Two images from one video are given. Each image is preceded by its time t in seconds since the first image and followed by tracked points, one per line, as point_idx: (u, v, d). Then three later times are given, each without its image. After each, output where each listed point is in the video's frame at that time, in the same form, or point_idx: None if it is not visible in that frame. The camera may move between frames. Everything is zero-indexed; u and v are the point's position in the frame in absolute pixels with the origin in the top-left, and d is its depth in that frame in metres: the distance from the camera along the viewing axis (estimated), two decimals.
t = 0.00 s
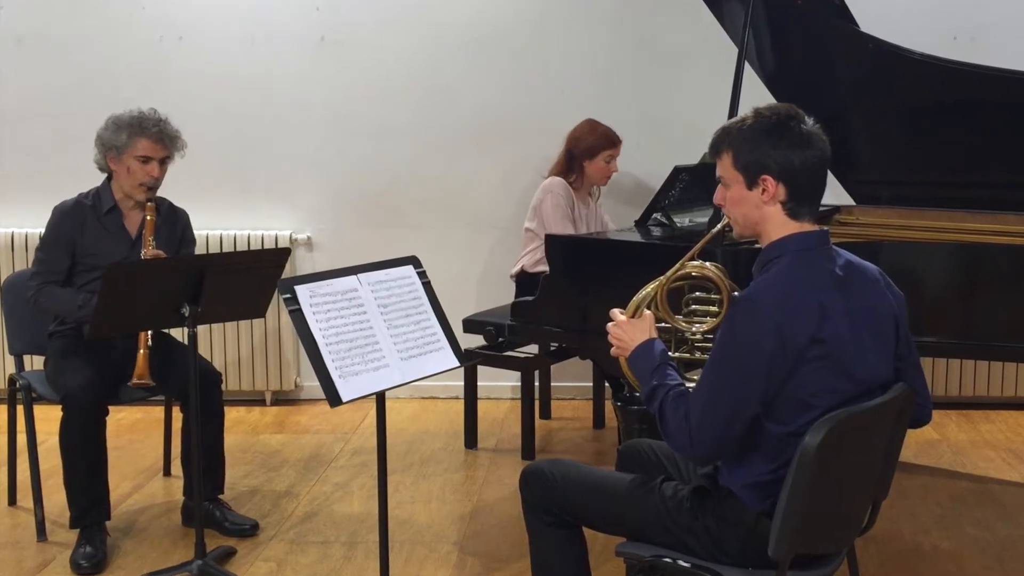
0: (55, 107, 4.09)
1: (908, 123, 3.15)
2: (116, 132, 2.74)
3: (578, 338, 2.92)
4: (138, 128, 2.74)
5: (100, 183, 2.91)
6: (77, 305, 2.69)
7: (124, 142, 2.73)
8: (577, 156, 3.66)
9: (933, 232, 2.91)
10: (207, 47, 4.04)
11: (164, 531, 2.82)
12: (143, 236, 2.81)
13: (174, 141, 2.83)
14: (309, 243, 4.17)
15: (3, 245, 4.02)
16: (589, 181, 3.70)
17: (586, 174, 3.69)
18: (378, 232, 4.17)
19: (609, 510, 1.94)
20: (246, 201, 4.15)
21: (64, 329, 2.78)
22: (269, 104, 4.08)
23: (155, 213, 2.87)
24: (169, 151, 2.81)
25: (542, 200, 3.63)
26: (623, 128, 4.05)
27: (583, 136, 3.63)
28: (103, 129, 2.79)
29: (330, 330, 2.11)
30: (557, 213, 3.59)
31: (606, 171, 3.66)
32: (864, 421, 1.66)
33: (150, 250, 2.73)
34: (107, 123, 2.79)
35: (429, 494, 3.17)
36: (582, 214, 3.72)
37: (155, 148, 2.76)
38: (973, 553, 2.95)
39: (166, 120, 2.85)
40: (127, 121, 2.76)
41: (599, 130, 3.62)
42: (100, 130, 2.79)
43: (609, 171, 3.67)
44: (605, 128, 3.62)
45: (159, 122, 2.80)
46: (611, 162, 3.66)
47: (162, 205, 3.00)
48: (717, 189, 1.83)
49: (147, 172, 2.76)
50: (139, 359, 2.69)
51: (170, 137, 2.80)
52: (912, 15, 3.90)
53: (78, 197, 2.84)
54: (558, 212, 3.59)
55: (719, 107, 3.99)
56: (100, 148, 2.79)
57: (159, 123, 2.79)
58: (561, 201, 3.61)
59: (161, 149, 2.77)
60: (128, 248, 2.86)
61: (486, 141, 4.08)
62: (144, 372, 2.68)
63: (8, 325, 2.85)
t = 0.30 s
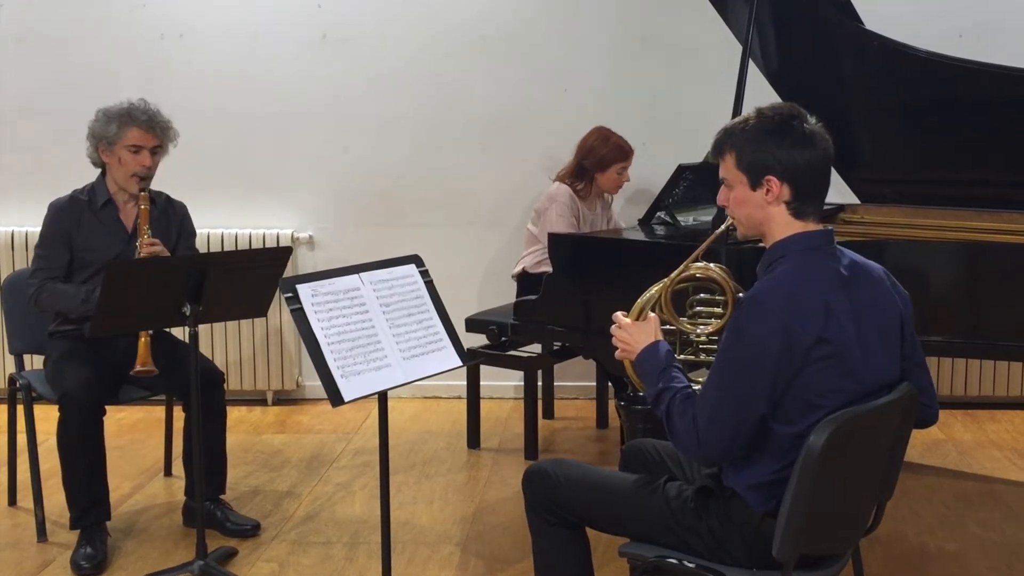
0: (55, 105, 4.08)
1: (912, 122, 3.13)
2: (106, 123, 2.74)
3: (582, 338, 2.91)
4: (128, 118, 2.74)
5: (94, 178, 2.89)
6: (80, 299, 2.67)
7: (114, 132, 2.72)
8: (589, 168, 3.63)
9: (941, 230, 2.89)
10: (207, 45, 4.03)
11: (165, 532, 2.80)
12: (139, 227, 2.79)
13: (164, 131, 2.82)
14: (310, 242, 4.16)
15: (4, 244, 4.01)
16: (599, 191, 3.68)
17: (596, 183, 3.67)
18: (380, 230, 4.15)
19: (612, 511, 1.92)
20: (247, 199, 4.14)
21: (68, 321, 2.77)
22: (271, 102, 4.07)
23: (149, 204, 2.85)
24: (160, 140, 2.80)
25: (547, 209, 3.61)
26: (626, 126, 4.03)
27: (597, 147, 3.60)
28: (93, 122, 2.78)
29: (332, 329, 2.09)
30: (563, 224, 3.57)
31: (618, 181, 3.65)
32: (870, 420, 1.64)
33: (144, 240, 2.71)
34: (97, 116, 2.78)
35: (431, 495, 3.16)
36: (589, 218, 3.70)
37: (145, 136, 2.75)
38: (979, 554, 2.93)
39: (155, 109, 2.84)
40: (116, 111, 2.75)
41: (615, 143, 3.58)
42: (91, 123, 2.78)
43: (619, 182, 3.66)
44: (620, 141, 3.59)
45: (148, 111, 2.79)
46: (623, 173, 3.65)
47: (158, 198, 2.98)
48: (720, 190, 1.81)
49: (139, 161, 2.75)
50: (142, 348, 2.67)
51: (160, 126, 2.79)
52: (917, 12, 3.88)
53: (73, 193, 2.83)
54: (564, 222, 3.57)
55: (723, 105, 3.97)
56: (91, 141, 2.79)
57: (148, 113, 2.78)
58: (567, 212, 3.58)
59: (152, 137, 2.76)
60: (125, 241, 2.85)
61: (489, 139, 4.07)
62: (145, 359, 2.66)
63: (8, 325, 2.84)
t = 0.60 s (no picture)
0: (56, 103, 4.06)
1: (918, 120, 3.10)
2: (114, 139, 2.69)
3: (585, 338, 2.89)
4: (137, 137, 2.69)
5: (98, 184, 2.86)
6: (75, 316, 2.66)
7: (122, 151, 2.69)
8: (590, 173, 3.61)
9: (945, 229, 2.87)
10: (209, 43, 4.02)
11: (166, 532, 2.79)
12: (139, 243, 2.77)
13: (174, 151, 2.77)
14: (312, 241, 4.14)
15: (3, 242, 4.00)
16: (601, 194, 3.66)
17: (597, 186, 3.64)
18: (382, 229, 4.14)
19: (616, 512, 1.91)
20: (249, 198, 4.12)
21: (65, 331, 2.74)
22: (273, 101, 4.05)
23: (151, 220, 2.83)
24: (168, 161, 2.76)
25: (546, 213, 3.62)
26: (630, 124, 4.01)
27: (597, 153, 3.57)
28: (101, 134, 2.73)
29: (334, 328, 2.08)
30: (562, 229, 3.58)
31: (619, 185, 3.62)
32: (874, 419, 1.62)
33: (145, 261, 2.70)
34: (105, 128, 2.73)
35: (434, 495, 3.14)
36: (592, 221, 3.68)
37: (152, 157, 2.71)
38: (985, 554, 2.92)
39: (167, 127, 2.79)
40: (125, 128, 2.70)
41: (615, 147, 3.56)
42: (99, 134, 2.74)
43: (621, 185, 3.63)
44: (621, 144, 3.56)
45: (158, 130, 2.74)
46: (623, 176, 3.62)
47: (160, 206, 2.96)
48: (721, 192, 1.79)
49: (144, 182, 2.72)
50: (130, 378, 2.62)
51: (169, 147, 2.74)
52: (923, 9, 3.86)
53: (74, 199, 2.81)
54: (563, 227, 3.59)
55: (727, 104, 3.95)
56: (97, 153, 2.75)
57: (159, 132, 2.73)
58: (566, 217, 3.59)
59: (159, 159, 2.72)
60: (125, 253, 2.83)
61: (492, 137, 4.05)
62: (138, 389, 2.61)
63: (8, 325, 2.83)
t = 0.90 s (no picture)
0: (57, 101, 4.05)
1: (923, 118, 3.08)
2: (115, 138, 2.68)
3: (588, 338, 2.87)
4: (138, 136, 2.68)
5: (99, 183, 2.85)
6: (76, 317, 2.65)
7: (122, 150, 2.67)
8: (579, 172, 3.59)
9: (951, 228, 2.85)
10: (210, 41, 4.00)
11: (167, 533, 2.78)
12: (140, 242, 2.76)
13: (175, 149, 2.76)
14: (314, 239, 4.13)
15: (3, 241, 3.99)
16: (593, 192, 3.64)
17: (588, 185, 3.62)
18: (384, 227, 4.13)
19: (619, 512, 1.89)
20: (251, 196, 4.11)
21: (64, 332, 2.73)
22: (275, 98, 4.04)
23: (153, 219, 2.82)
24: (169, 159, 2.75)
25: (539, 219, 3.62)
26: (633, 122, 3.99)
27: (584, 153, 3.56)
28: (102, 133, 2.72)
29: (336, 328, 2.06)
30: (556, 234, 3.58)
31: (609, 182, 3.61)
32: (877, 417, 1.60)
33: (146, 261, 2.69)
34: (105, 127, 2.72)
35: (436, 495, 3.13)
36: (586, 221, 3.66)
37: (153, 156, 2.70)
38: (991, 555, 2.90)
39: (168, 125, 2.77)
40: (126, 127, 2.69)
41: (600, 143, 3.55)
42: (99, 133, 2.72)
43: (610, 182, 3.62)
44: (606, 140, 3.56)
45: (158, 128, 2.72)
46: (613, 173, 3.60)
47: (162, 204, 2.95)
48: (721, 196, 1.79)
49: (146, 181, 2.71)
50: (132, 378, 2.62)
51: (170, 145, 2.73)
52: (928, 7, 3.83)
53: (75, 199, 2.79)
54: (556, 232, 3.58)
55: (730, 102, 3.93)
56: (97, 153, 2.74)
57: (159, 130, 2.72)
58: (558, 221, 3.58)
59: (160, 158, 2.71)
60: (127, 251, 2.82)
61: (494, 136, 4.03)
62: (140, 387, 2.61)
63: (8, 324, 2.82)
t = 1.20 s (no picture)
0: (57, 100, 4.04)
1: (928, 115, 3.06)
2: (109, 123, 2.69)
3: (591, 337, 2.86)
4: (131, 119, 2.69)
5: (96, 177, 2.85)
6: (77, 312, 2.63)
7: (117, 134, 2.68)
8: (555, 164, 3.57)
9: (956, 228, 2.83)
10: (211, 37, 3.99)
11: (168, 534, 2.77)
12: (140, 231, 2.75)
13: (169, 131, 2.78)
14: (316, 238, 4.11)
15: (3, 240, 3.98)
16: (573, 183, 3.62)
17: (568, 177, 3.61)
18: (386, 226, 4.11)
19: (622, 512, 1.87)
20: (252, 194, 4.09)
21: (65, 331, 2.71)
22: (276, 96, 4.03)
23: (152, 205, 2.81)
24: (164, 142, 2.76)
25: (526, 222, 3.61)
26: (636, 120, 3.97)
27: (556, 145, 3.55)
28: (95, 121, 2.73)
29: (338, 327, 2.05)
30: (542, 235, 3.56)
31: (587, 172, 3.58)
32: (881, 415, 1.58)
33: (148, 245, 2.67)
34: (99, 115, 2.73)
35: (438, 495, 3.11)
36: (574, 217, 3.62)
37: (149, 138, 2.71)
38: (997, 556, 2.88)
39: (161, 109, 2.79)
40: (119, 112, 2.71)
41: (567, 131, 3.54)
42: (92, 122, 2.73)
43: (590, 170, 3.58)
44: (573, 128, 3.54)
45: (152, 111, 2.74)
46: (590, 161, 3.58)
47: (161, 194, 2.94)
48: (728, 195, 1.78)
49: (143, 164, 2.71)
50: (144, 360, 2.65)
51: (164, 127, 2.75)
52: (933, 4, 3.81)
53: (74, 192, 2.79)
54: (542, 232, 3.56)
55: (734, 99, 3.92)
56: (92, 141, 2.74)
57: (152, 112, 2.74)
58: (543, 220, 3.56)
59: (156, 140, 2.72)
60: (128, 242, 2.80)
61: (497, 134, 4.02)
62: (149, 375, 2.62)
63: (8, 323, 2.81)
